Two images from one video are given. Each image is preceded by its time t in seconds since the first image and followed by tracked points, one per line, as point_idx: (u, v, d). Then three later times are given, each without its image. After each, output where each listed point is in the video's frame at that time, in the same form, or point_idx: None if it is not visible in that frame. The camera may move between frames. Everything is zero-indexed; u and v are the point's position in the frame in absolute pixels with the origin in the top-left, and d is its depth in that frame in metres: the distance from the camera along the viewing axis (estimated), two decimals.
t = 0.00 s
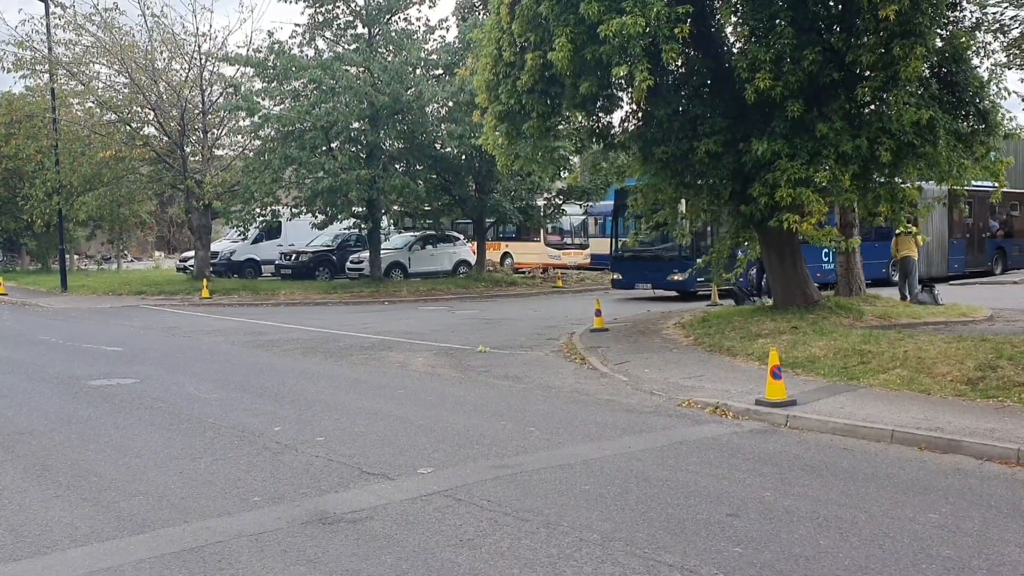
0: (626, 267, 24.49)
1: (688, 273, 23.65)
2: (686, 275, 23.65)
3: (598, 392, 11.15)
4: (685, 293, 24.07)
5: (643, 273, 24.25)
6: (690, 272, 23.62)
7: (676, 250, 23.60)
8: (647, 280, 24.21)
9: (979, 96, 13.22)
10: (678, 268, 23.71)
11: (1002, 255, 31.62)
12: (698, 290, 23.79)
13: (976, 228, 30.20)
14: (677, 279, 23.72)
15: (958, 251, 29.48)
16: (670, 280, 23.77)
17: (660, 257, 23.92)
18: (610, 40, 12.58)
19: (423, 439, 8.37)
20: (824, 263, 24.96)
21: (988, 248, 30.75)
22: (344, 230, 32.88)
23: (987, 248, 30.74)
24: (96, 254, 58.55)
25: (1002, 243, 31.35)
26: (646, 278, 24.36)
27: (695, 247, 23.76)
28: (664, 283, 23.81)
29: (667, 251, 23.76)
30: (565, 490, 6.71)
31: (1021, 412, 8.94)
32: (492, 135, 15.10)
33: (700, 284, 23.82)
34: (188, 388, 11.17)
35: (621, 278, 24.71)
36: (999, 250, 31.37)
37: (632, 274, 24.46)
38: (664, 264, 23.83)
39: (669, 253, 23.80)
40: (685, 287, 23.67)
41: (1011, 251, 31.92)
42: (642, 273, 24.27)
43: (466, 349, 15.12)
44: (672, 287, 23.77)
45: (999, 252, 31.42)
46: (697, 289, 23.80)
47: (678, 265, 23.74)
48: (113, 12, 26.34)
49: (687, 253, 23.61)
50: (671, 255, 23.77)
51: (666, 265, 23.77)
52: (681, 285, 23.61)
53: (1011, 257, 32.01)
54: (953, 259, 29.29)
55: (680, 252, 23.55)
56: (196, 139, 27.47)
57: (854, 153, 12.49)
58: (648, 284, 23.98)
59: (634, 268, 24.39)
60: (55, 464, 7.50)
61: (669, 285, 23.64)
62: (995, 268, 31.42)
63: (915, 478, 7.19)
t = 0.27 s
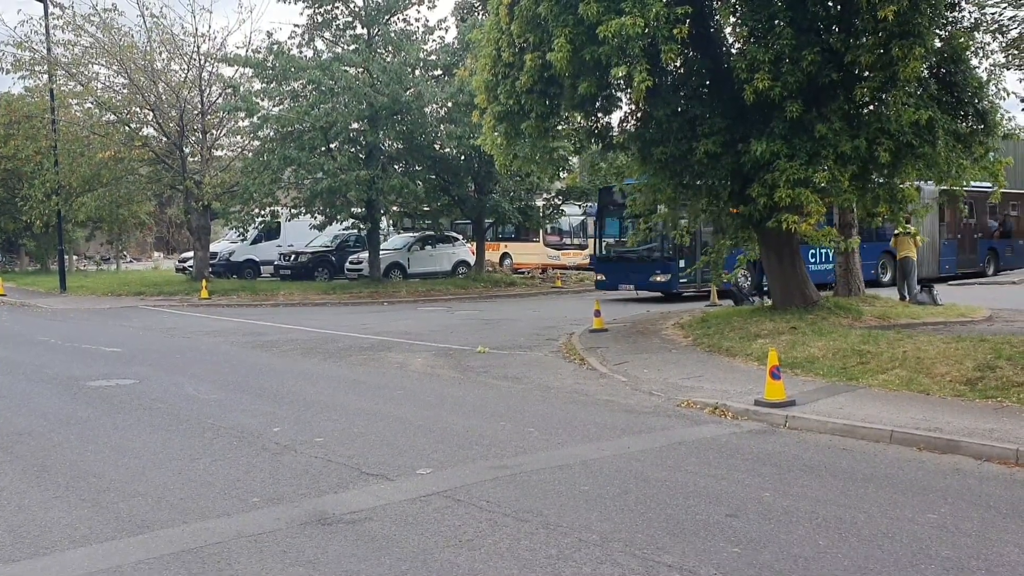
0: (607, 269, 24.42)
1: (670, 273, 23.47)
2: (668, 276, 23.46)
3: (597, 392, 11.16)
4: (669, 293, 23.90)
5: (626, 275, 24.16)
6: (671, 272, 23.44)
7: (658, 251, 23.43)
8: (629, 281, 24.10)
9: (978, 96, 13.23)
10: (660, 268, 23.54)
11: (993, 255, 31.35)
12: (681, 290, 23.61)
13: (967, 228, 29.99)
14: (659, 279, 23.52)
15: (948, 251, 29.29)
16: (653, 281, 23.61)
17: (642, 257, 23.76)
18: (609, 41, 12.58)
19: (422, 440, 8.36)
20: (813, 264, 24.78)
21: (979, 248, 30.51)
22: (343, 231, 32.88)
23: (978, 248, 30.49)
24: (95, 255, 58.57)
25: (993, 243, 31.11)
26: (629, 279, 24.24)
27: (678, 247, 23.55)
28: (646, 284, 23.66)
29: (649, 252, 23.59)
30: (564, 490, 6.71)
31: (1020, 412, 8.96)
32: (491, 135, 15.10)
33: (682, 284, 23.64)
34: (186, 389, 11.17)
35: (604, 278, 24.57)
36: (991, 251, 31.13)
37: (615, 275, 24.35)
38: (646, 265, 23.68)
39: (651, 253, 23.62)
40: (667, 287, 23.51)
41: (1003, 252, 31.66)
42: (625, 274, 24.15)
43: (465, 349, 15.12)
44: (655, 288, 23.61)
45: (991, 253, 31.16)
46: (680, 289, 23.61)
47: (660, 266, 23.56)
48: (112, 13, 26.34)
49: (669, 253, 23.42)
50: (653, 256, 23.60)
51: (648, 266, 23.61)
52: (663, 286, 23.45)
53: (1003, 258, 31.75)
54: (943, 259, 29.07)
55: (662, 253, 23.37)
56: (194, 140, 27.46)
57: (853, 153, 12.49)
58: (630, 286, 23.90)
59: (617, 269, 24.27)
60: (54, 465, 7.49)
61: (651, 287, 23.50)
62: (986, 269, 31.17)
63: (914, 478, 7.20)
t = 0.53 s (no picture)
0: (588, 268, 24.35)
1: (652, 273, 23.24)
2: (650, 276, 23.24)
3: (596, 392, 11.17)
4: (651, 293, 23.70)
5: (609, 275, 23.97)
6: (654, 272, 23.21)
7: (640, 251, 23.19)
8: (611, 281, 23.89)
9: (976, 96, 13.23)
10: (642, 268, 23.31)
11: (986, 256, 31.06)
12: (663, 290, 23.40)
13: (961, 229, 29.70)
14: (641, 280, 23.30)
15: (940, 252, 28.99)
16: (635, 281, 23.39)
17: (624, 257, 23.53)
18: (608, 41, 12.59)
19: (420, 440, 8.36)
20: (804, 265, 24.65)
21: (972, 249, 30.22)
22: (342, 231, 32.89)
23: (971, 248, 30.19)
24: (94, 254, 58.56)
25: (986, 244, 30.80)
26: (612, 279, 24.06)
27: (660, 247, 23.31)
28: (629, 284, 23.45)
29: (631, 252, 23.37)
30: (563, 490, 6.72)
31: (1018, 412, 8.97)
32: (489, 135, 15.11)
33: (664, 284, 23.43)
34: (185, 388, 11.16)
35: (587, 278, 24.56)
36: (983, 252, 30.82)
37: (598, 275, 24.15)
38: (628, 265, 23.46)
39: (634, 254, 23.40)
40: (650, 287, 23.28)
41: (995, 253, 31.39)
42: (608, 274, 23.95)
43: (464, 349, 15.13)
44: (637, 288, 23.40)
45: (983, 253, 30.86)
46: (662, 290, 23.39)
47: (642, 266, 23.34)
48: (111, 12, 26.33)
49: (651, 254, 23.18)
50: (635, 256, 23.37)
51: (629, 266, 23.38)
52: (645, 287, 23.24)
53: (995, 259, 31.48)
54: (935, 259, 28.79)
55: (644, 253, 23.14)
56: (193, 140, 27.46)
57: (852, 153, 12.50)
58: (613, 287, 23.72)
59: (599, 269, 24.06)
60: (52, 465, 7.48)
61: (633, 287, 23.30)
62: (979, 269, 30.91)
63: (913, 478, 7.20)
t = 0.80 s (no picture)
0: (571, 269, 24.26)
1: (633, 274, 23.10)
2: (631, 277, 23.10)
3: (595, 392, 11.17)
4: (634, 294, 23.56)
5: (591, 275, 23.83)
6: (635, 273, 23.06)
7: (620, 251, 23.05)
8: (593, 282, 23.78)
9: (975, 96, 13.24)
10: (623, 269, 23.16)
11: (978, 257, 30.68)
12: (644, 291, 23.26)
13: (952, 229, 29.33)
14: (623, 281, 23.14)
15: (931, 253, 28.64)
16: (617, 282, 23.23)
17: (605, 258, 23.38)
18: (606, 41, 12.58)
19: (419, 441, 8.36)
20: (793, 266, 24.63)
21: (963, 249, 29.86)
22: (340, 231, 32.85)
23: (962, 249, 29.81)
24: (92, 255, 58.52)
25: (978, 244, 30.44)
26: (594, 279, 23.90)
27: (641, 248, 23.14)
28: (610, 285, 23.32)
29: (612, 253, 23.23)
30: (562, 491, 6.72)
31: (1017, 413, 8.97)
32: (488, 136, 15.10)
33: (646, 285, 23.28)
34: (184, 389, 11.16)
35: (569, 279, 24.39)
36: (975, 253, 30.45)
37: (581, 276, 24.01)
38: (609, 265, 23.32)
39: (615, 254, 23.26)
40: (632, 288, 23.14)
41: (988, 254, 31.02)
42: (590, 275, 23.81)
43: (463, 349, 15.13)
44: (618, 289, 23.27)
45: (975, 254, 30.49)
46: (643, 290, 23.26)
47: (624, 267, 23.19)
48: (110, 12, 26.30)
49: (632, 254, 23.03)
50: (617, 256, 23.23)
51: (611, 266, 23.23)
52: (627, 287, 23.11)
53: (987, 260, 31.10)
54: (925, 261, 28.46)
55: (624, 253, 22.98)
56: (192, 140, 27.44)
57: (851, 153, 12.51)
58: (595, 287, 23.57)
59: (581, 270, 23.95)
60: (51, 465, 7.47)
61: (614, 288, 23.18)
62: (970, 270, 30.54)
63: (912, 478, 7.20)
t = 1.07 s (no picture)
0: (553, 270, 23.94)
1: (615, 276, 22.82)
2: (613, 278, 22.82)
3: (594, 393, 11.17)
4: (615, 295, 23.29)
5: (573, 276, 23.59)
6: (617, 275, 22.78)
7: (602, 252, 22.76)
8: (575, 283, 23.49)
9: (974, 96, 13.25)
10: (605, 270, 22.89)
11: (969, 257, 30.40)
12: (626, 293, 22.99)
13: (942, 230, 29.08)
14: (605, 281, 22.89)
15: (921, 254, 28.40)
16: (599, 283, 22.97)
17: (587, 259, 23.12)
18: (605, 41, 12.58)
19: (419, 441, 8.36)
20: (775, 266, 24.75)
21: (954, 250, 29.59)
22: (339, 231, 32.82)
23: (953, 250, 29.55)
24: (91, 255, 58.51)
25: (969, 245, 30.16)
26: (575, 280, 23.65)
27: (623, 249, 22.86)
28: (592, 286, 23.04)
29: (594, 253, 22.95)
30: (561, 491, 6.72)
31: (1016, 412, 8.98)
32: (487, 136, 15.10)
33: (628, 286, 23.01)
34: (183, 389, 11.17)
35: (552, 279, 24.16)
36: (967, 253, 30.17)
37: (563, 277, 23.79)
38: (591, 267, 23.05)
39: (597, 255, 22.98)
40: (613, 289, 22.90)
41: (979, 254, 30.76)
42: (572, 275, 23.57)
43: (463, 350, 15.13)
44: (599, 290, 23.00)
45: (967, 255, 30.22)
46: (625, 292, 22.98)
47: (605, 268, 22.93)
48: (109, 13, 26.31)
49: (614, 255, 22.75)
50: (598, 257, 22.95)
51: (593, 267, 22.97)
52: (608, 289, 22.84)
53: (979, 260, 30.81)
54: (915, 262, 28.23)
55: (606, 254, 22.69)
56: (191, 140, 27.44)
57: (850, 153, 12.52)
58: (577, 288, 23.34)
59: (564, 271, 23.72)
60: (50, 466, 7.46)
61: (596, 289, 22.89)
62: (962, 271, 30.26)
63: (911, 478, 7.21)
